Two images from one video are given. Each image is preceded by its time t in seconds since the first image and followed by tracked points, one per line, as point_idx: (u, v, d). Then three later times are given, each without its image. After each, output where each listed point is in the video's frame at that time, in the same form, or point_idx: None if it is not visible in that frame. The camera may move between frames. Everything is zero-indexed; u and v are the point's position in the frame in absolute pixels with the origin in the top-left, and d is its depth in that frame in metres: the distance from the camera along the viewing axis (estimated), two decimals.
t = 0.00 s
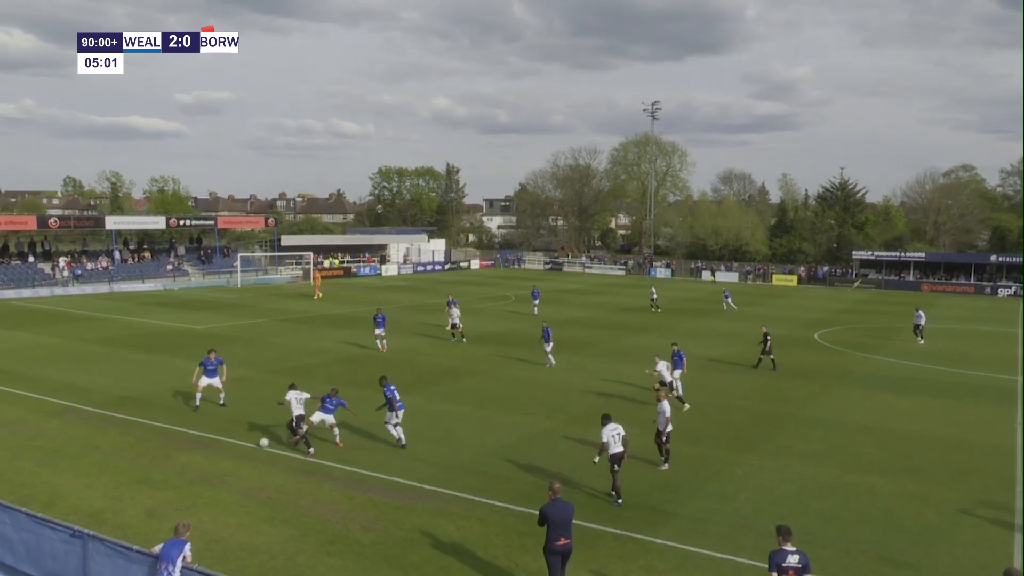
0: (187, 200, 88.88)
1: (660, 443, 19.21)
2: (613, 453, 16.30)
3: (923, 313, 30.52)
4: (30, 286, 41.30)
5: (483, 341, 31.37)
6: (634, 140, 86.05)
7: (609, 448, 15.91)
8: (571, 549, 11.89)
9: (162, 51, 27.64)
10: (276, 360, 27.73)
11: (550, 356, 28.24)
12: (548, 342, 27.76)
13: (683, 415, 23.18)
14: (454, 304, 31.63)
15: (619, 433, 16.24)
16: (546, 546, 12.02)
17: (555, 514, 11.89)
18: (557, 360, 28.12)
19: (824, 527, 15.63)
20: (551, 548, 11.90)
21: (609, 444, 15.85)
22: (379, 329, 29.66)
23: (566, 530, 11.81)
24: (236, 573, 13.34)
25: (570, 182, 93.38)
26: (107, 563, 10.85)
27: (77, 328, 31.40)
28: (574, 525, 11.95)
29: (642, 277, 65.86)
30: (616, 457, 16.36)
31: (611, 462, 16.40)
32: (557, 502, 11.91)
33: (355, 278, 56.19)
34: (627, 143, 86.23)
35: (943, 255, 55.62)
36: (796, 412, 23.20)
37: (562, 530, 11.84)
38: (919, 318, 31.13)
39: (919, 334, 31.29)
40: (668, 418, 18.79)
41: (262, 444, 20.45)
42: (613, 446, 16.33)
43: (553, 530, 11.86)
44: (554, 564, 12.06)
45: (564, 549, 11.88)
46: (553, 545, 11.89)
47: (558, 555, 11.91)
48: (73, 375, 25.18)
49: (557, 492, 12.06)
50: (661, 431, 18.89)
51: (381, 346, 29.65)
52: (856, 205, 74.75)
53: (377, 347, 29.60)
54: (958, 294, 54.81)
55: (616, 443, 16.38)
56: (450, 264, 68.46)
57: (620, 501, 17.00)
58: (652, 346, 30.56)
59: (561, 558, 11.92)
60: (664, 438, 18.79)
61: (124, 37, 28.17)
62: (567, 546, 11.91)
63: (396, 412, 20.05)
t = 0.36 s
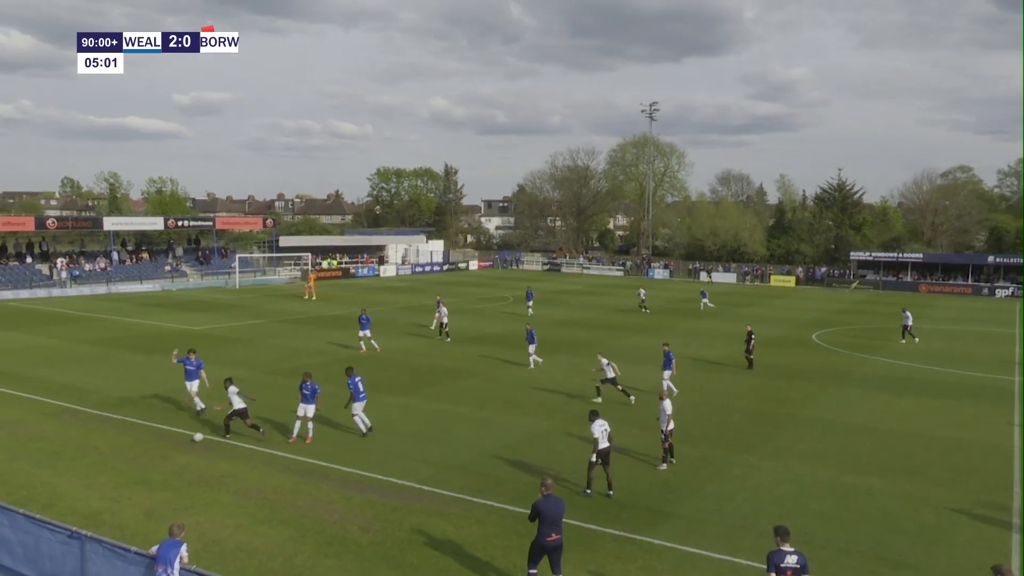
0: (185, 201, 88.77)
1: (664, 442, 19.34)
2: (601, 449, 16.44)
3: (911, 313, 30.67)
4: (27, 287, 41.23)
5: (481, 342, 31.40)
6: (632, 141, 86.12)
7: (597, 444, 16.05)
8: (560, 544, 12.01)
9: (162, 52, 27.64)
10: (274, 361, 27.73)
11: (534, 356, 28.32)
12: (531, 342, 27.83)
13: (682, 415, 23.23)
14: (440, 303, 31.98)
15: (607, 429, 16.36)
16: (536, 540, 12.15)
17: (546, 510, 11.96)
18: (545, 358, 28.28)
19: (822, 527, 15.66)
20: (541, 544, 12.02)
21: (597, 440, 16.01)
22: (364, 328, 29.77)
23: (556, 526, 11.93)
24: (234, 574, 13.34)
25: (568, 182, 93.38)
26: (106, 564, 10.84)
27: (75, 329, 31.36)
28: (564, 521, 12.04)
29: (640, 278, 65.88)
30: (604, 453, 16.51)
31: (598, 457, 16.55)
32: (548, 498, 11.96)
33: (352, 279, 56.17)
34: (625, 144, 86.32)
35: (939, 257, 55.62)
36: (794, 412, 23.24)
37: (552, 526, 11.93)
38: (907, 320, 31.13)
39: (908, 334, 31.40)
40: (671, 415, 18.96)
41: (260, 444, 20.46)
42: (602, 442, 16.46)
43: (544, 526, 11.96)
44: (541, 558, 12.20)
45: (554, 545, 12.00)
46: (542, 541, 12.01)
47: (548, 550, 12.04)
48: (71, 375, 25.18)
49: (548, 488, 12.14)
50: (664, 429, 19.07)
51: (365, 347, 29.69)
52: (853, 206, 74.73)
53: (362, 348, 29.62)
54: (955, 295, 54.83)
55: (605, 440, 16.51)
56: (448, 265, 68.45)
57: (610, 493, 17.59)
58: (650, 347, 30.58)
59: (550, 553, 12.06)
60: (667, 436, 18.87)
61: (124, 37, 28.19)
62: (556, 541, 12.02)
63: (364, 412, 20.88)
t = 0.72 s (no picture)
0: (182, 201, 88.56)
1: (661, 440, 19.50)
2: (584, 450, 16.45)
3: (895, 313, 30.84)
4: (24, 287, 41.14)
5: (478, 342, 31.41)
6: (629, 141, 86.28)
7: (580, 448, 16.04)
8: (544, 544, 12.01)
9: (162, 52, 27.66)
10: (272, 362, 27.71)
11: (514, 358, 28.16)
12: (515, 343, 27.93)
13: (680, 416, 23.22)
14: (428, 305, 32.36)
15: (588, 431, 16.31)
16: (519, 541, 12.15)
17: (528, 509, 11.96)
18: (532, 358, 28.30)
19: (820, 527, 15.67)
20: (524, 544, 12.02)
21: (578, 444, 15.99)
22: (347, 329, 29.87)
23: (539, 525, 11.93)
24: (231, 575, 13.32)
25: (566, 183, 93.26)
26: (102, 565, 10.82)
27: (72, 330, 31.32)
28: (547, 520, 12.03)
29: (637, 279, 65.88)
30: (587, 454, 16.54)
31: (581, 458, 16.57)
32: (527, 498, 11.97)
33: (350, 280, 56.15)
34: (623, 145, 86.49)
35: (936, 257, 55.44)
36: (792, 413, 23.25)
37: (535, 526, 11.94)
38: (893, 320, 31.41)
39: (890, 333, 31.57)
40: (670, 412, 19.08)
41: (258, 445, 20.42)
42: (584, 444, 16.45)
43: (526, 526, 11.97)
44: (524, 558, 12.18)
45: (538, 544, 12.00)
46: (524, 540, 12.02)
47: (532, 550, 12.03)
48: (68, 376, 25.12)
49: (530, 488, 12.15)
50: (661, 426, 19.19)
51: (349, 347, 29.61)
52: (850, 206, 74.75)
53: (339, 349, 29.46)
54: (952, 295, 54.79)
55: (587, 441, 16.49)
56: (446, 265, 68.39)
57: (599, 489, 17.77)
58: (647, 347, 30.57)
59: (535, 553, 12.05)
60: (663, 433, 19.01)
61: (124, 36, 28.16)
62: (539, 541, 12.03)
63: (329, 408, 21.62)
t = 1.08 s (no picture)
0: (186, 201, 88.66)
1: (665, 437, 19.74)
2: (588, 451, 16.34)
3: (887, 312, 30.91)
4: (28, 287, 41.23)
5: (482, 343, 31.43)
6: (632, 142, 86.71)
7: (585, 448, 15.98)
8: (541, 544, 11.95)
9: (162, 52, 27.78)
10: (276, 362, 27.74)
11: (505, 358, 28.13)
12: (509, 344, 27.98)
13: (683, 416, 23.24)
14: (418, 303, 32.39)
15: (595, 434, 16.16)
16: (518, 542, 12.12)
17: (523, 511, 11.92)
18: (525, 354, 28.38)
19: (824, 528, 15.65)
20: (523, 545, 12.00)
21: (582, 445, 15.90)
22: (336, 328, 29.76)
23: (533, 526, 11.89)
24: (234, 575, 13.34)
25: (569, 184, 93.16)
26: (106, 565, 10.85)
27: (76, 330, 31.38)
28: (543, 519, 11.99)
29: (640, 280, 65.85)
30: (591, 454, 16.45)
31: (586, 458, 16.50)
32: (520, 500, 11.93)
33: (353, 280, 56.27)
34: (626, 145, 86.95)
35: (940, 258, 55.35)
36: (795, 414, 23.22)
37: (530, 526, 11.91)
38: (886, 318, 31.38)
39: (884, 334, 31.65)
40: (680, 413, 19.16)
41: (261, 445, 20.48)
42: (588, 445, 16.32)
43: (520, 526, 11.95)
44: (524, 559, 12.18)
45: (534, 545, 11.97)
46: (520, 541, 12.00)
47: (530, 551, 12.00)
48: (72, 376, 25.19)
49: (523, 488, 12.13)
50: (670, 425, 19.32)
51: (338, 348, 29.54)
52: (854, 207, 74.74)
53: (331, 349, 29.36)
54: (956, 296, 54.63)
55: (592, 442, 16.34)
56: (449, 265, 68.45)
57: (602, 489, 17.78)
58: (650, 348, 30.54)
59: (533, 553, 12.03)
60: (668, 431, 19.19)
61: (123, 36, 28.30)
62: (535, 542, 11.99)
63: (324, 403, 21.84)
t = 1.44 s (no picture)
0: (213, 202, 89.70)
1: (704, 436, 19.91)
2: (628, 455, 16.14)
3: (910, 315, 30.13)
4: (60, 288, 41.90)
5: (506, 343, 31.43)
6: (658, 143, 86.29)
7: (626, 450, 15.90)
8: (563, 548, 11.87)
9: (162, 51, 28.23)
10: (301, 362, 27.95)
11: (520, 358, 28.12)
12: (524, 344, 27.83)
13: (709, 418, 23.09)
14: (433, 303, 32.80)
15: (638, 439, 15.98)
16: (544, 544, 12.09)
17: (547, 514, 11.88)
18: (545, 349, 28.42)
19: (852, 533, 15.48)
20: (548, 548, 11.96)
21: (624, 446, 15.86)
22: (350, 330, 29.93)
23: (557, 529, 11.85)
24: (261, 573, 13.47)
25: (594, 185, 92.85)
26: (135, 561, 10.99)
27: (106, 330, 31.86)
28: (568, 523, 11.89)
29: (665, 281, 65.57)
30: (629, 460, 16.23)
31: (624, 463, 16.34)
32: (543, 503, 11.87)
33: (378, 281, 56.53)
34: (651, 146, 86.51)
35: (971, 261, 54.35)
36: (823, 417, 22.99)
37: (554, 530, 11.85)
38: (909, 321, 30.50)
39: (907, 336, 30.99)
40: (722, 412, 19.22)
41: (287, 444, 20.64)
42: (627, 449, 16.14)
43: (543, 529, 11.93)
44: (549, 562, 12.14)
45: (557, 549, 11.90)
46: (543, 543, 11.97)
47: (554, 554, 11.95)
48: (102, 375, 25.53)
49: (549, 491, 12.09)
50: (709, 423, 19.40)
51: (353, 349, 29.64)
52: (883, 208, 74.40)
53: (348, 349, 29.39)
54: (988, 299, 53.86)
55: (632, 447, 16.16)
56: (473, 266, 68.59)
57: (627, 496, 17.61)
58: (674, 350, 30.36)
59: (558, 556, 11.98)
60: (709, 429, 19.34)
61: (124, 37, 28.82)
62: (559, 545, 11.92)
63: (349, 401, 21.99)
